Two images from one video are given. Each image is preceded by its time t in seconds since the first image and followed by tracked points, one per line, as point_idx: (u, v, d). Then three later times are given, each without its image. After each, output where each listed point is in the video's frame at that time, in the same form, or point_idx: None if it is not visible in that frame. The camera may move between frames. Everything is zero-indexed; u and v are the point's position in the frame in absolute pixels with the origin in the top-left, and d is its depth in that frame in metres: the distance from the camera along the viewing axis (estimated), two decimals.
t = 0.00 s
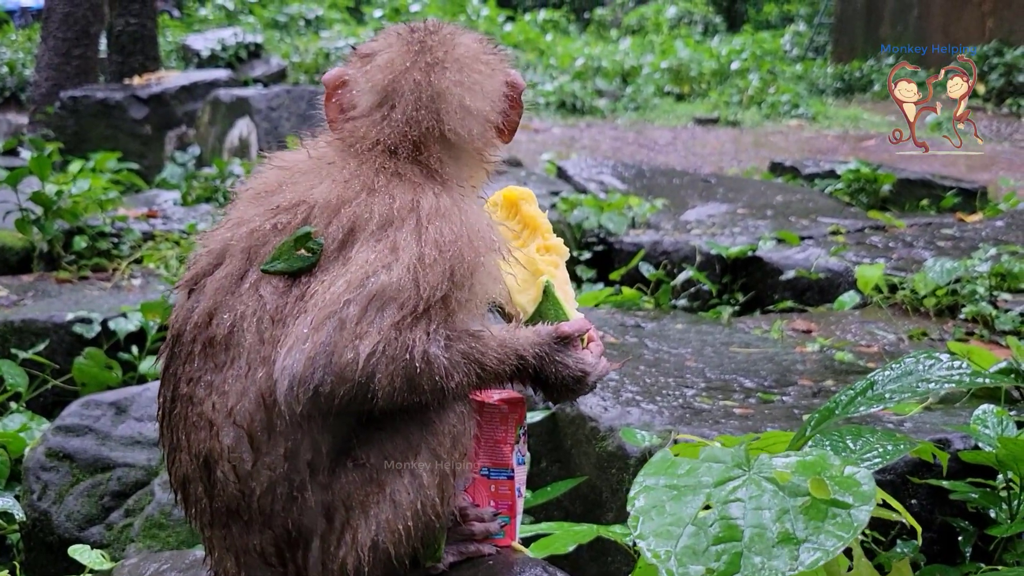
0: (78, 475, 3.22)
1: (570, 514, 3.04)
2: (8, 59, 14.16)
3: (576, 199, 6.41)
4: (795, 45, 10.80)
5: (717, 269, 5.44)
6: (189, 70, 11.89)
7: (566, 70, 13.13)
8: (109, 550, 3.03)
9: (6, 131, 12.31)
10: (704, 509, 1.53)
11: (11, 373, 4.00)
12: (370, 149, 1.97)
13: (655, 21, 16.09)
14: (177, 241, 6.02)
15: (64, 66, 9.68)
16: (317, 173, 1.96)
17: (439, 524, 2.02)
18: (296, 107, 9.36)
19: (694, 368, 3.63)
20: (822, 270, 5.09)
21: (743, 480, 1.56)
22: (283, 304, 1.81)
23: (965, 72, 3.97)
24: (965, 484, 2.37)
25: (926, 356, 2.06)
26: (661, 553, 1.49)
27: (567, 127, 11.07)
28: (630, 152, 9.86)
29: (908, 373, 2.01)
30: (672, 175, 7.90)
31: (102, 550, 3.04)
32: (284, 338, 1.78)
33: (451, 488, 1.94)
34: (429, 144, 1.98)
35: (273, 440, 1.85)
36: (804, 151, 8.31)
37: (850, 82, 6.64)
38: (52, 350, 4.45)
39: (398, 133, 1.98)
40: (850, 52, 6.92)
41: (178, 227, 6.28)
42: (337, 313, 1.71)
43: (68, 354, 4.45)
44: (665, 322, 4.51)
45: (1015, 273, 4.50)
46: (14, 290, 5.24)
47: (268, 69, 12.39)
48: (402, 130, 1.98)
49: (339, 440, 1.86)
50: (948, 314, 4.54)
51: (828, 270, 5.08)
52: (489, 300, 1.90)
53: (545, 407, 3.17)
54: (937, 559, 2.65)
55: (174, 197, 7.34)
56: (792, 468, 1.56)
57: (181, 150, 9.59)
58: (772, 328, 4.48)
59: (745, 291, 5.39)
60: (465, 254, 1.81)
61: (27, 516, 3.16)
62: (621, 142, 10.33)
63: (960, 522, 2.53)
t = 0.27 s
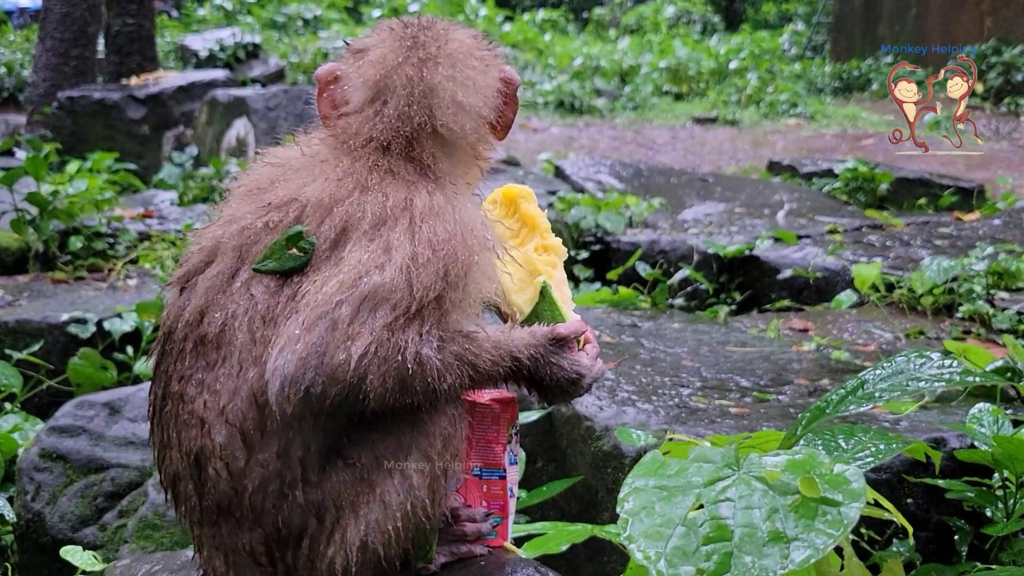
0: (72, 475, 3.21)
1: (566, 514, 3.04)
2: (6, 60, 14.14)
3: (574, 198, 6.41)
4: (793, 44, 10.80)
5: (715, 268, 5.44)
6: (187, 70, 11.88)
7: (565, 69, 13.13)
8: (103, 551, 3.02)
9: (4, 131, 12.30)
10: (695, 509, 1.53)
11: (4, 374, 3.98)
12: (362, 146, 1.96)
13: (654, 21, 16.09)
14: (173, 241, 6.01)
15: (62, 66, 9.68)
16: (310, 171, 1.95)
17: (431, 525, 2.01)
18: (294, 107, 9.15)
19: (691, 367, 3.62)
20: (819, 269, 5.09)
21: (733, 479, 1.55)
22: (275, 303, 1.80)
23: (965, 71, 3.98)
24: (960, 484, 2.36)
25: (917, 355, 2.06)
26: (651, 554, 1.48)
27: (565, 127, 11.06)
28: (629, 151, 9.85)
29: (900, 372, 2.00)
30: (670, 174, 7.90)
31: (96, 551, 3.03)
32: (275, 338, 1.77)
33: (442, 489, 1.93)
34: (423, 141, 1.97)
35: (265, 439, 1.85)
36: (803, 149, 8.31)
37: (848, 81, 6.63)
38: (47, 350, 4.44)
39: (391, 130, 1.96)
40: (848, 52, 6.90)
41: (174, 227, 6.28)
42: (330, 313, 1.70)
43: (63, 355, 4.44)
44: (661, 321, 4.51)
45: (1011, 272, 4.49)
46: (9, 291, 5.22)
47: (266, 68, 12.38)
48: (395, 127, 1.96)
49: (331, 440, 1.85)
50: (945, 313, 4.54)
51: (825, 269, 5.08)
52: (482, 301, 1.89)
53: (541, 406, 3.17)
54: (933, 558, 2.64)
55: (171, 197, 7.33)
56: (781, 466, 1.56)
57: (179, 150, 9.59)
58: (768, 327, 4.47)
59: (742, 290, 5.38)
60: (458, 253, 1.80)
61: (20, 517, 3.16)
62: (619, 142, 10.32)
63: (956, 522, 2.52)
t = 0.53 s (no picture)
0: (64, 478, 3.19)
1: (560, 515, 3.04)
2: (4, 62, 14.14)
3: (570, 199, 6.41)
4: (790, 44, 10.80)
5: (711, 268, 5.44)
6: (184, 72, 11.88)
7: (562, 70, 13.13)
8: (96, 554, 2.99)
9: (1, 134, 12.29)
10: (680, 510, 1.52)
11: None
12: (348, 146, 1.95)
13: (652, 21, 16.09)
14: (169, 243, 6.00)
15: (58, 68, 9.66)
16: (296, 171, 1.95)
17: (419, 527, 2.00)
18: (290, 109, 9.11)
19: (685, 368, 3.61)
20: (815, 269, 5.08)
21: (719, 480, 1.54)
22: (259, 303, 1.80)
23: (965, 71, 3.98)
24: (954, 483, 2.36)
25: (905, 355, 2.06)
26: (637, 554, 1.47)
27: (562, 128, 11.05)
28: (626, 152, 9.85)
29: (888, 372, 1.99)
30: (667, 175, 7.89)
31: (88, 553, 3.00)
32: (259, 338, 1.77)
33: (429, 490, 1.91)
34: (410, 141, 1.96)
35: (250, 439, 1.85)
36: (800, 149, 8.31)
37: (845, 81, 6.62)
38: (41, 353, 4.43)
39: (378, 129, 1.96)
40: (845, 51, 6.90)
41: (170, 229, 6.27)
42: (313, 312, 1.71)
43: (57, 357, 4.43)
44: (657, 322, 4.50)
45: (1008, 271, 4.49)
46: (3, 293, 5.21)
47: (263, 70, 12.37)
48: (381, 127, 1.96)
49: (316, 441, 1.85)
50: (941, 312, 4.53)
51: (821, 269, 5.08)
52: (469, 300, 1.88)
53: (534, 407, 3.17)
54: (928, 559, 2.63)
55: (167, 199, 7.32)
56: (767, 468, 1.55)
57: (175, 152, 9.58)
58: (764, 327, 4.47)
59: (739, 289, 5.37)
60: (443, 252, 1.79)
61: (13, 520, 3.17)
62: (617, 142, 10.32)
63: (951, 522, 2.52)
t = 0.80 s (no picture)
0: (66, 481, 3.20)
1: (562, 516, 3.04)
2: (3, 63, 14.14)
3: (570, 200, 6.42)
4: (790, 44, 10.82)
5: (711, 268, 5.42)
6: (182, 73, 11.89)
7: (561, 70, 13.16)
8: (98, 557, 3.01)
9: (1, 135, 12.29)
10: (681, 514, 1.53)
11: None
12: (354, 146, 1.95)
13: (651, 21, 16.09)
14: (169, 245, 6.01)
15: (57, 70, 9.66)
16: (302, 170, 1.94)
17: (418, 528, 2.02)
18: (290, 110, 9.24)
19: (686, 369, 3.62)
20: (815, 270, 5.09)
21: (720, 485, 1.55)
22: (265, 305, 1.81)
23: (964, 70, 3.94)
24: (955, 484, 2.37)
25: (905, 360, 2.06)
26: (636, 557, 1.48)
27: (562, 128, 11.06)
28: (626, 152, 9.85)
29: (889, 376, 2.00)
30: (666, 175, 7.90)
31: (90, 556, 3.01)
32: (264, 339, 1.77)
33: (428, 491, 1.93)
34: (417, 141, 1.96)
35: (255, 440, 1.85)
36: (799, 149, 8.33)
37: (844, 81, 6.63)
38: (42, 355, 4.44)
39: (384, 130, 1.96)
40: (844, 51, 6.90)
41: (170, 231, 6.27)
42: (321, 313, 1.70)
43: (58, 359, 4.43)
44: (657, 323, 4.51)
45: (1008, 272, 4.52)
46: (4, 295, 5.21)
47: (262, 71, 12.37)
48: (390, 125, 1.95)
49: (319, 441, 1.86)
50: (941, 313, 4.54)
51: (821, 269, 5.08)
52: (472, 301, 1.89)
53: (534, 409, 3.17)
54: (929, 560, 2.64)
55: (166, 201, 7.32)
56: (769, 473, 1.55)
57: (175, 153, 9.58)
58: (764, 327, 4.47)
59: (739, 290, 5.38)
60: (449, 254, 1.80)
61: (15, 523, 3.17)
62: (616, 143, 10.33)
63: (951, 523, 2.52)
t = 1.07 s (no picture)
0: (81, 482, 3.23)
1: (572, 516, 3.06)
2: (5, 67, 14.16)
3: (574, 202, 6.43)
4: (791, 46, 10.86)
5: (716, 271, 5.44)
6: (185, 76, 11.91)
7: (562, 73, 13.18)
8: (114, 557, 3.03)
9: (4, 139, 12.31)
10: (707, 509, 1.54)
11: (12, 381, 3.99)
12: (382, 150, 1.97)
13: (651, 24, 16.13)
14: (176, 248, 6.03)
15: (61, 73, 9.70)
16: (332, 169, 1.95)
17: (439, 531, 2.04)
18: (294, 113, 9.34)
19: (694, 370, 3.64)
20: (820, 272, 5.11)
21: (745, 480, 1.57)
22: (296, 306, 1.81)
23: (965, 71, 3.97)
24: (965, 485, 2.38)
25: (925, 358, 2.08)
26: (664, 553, 1.50)
27: (564, 130, 11.08)
28: (628, 155, 9.87)
29: (909, 374, 2.02)
30: (669, 178, 7.92)
31: (106, 556, 3.04)
32: (296, 341, 1.79)
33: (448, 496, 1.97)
34: (446, 144, 1.98)
35: (282, 443, 1.86)
36: (802, 151, 8.36)
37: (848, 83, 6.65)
38: (52, 357, 4.46)
39: (414, 133, 1.97)
40: (847, 53, 6.93)
41: (177, 234, 6.30)
42: (358, 319, 1.73)
43: (69, 362, 4.46)
44: (664, 325, 4.53)
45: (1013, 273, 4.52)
46: (14, 298, 5.23)
47: (265, 74, 12.40)
48: (419, 125, 1.98)
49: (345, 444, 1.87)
50: (947, 314, 4.55)
51: (826, 271, 5.10)
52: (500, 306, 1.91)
53: (545, 410, 3.16)
54: (939, 559, 2.66)
55: (172, 204, 7.34)
56: (792, 468, 1.58)
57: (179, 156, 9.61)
58: (771, 329, 4.49)
59: (744, 292, 5.40)
60: (481, 259, 1.82)
61: (31, 523, 3.19)
62: (618, 145, 10.35)
63: (961, 523, 2.54)
